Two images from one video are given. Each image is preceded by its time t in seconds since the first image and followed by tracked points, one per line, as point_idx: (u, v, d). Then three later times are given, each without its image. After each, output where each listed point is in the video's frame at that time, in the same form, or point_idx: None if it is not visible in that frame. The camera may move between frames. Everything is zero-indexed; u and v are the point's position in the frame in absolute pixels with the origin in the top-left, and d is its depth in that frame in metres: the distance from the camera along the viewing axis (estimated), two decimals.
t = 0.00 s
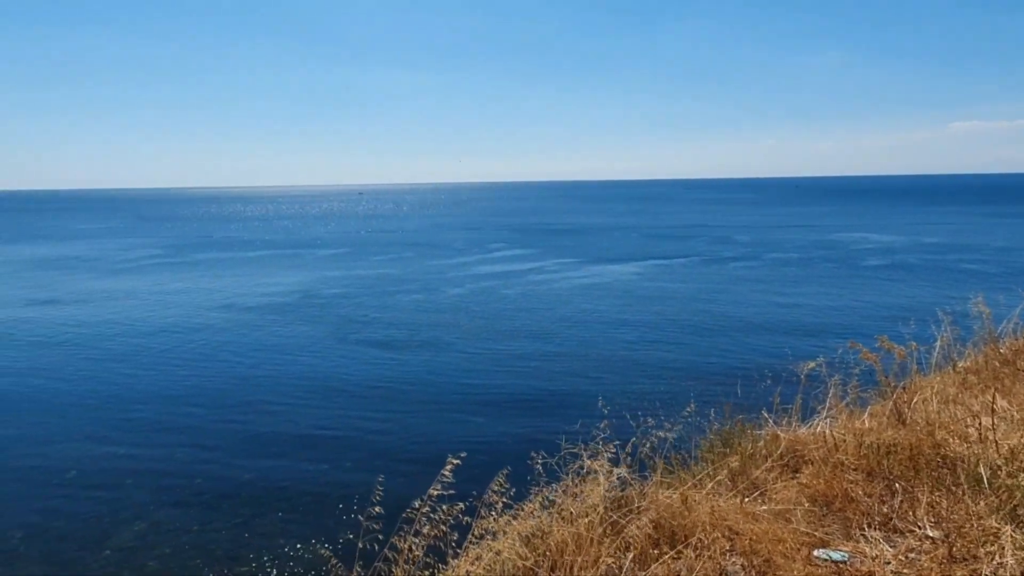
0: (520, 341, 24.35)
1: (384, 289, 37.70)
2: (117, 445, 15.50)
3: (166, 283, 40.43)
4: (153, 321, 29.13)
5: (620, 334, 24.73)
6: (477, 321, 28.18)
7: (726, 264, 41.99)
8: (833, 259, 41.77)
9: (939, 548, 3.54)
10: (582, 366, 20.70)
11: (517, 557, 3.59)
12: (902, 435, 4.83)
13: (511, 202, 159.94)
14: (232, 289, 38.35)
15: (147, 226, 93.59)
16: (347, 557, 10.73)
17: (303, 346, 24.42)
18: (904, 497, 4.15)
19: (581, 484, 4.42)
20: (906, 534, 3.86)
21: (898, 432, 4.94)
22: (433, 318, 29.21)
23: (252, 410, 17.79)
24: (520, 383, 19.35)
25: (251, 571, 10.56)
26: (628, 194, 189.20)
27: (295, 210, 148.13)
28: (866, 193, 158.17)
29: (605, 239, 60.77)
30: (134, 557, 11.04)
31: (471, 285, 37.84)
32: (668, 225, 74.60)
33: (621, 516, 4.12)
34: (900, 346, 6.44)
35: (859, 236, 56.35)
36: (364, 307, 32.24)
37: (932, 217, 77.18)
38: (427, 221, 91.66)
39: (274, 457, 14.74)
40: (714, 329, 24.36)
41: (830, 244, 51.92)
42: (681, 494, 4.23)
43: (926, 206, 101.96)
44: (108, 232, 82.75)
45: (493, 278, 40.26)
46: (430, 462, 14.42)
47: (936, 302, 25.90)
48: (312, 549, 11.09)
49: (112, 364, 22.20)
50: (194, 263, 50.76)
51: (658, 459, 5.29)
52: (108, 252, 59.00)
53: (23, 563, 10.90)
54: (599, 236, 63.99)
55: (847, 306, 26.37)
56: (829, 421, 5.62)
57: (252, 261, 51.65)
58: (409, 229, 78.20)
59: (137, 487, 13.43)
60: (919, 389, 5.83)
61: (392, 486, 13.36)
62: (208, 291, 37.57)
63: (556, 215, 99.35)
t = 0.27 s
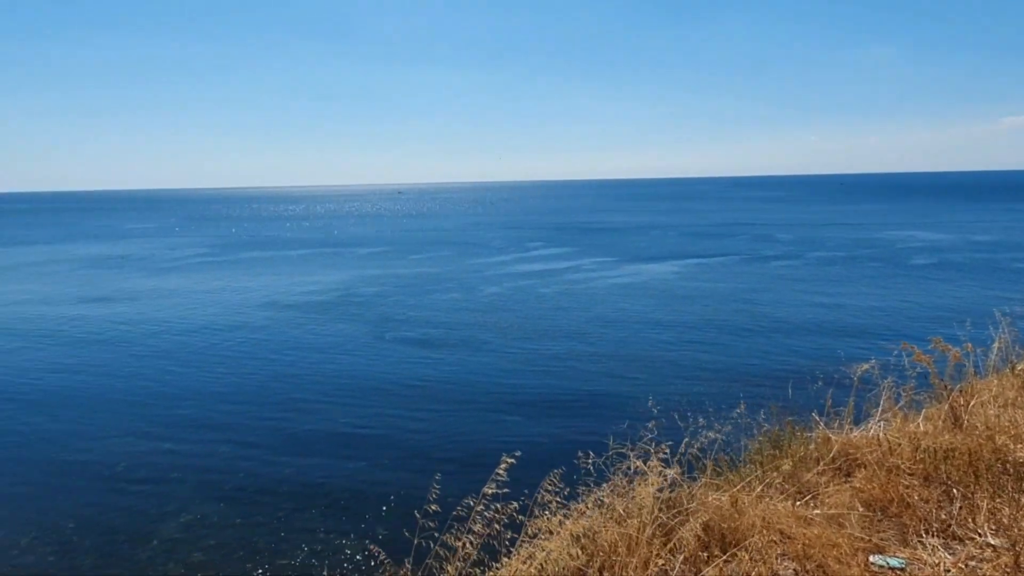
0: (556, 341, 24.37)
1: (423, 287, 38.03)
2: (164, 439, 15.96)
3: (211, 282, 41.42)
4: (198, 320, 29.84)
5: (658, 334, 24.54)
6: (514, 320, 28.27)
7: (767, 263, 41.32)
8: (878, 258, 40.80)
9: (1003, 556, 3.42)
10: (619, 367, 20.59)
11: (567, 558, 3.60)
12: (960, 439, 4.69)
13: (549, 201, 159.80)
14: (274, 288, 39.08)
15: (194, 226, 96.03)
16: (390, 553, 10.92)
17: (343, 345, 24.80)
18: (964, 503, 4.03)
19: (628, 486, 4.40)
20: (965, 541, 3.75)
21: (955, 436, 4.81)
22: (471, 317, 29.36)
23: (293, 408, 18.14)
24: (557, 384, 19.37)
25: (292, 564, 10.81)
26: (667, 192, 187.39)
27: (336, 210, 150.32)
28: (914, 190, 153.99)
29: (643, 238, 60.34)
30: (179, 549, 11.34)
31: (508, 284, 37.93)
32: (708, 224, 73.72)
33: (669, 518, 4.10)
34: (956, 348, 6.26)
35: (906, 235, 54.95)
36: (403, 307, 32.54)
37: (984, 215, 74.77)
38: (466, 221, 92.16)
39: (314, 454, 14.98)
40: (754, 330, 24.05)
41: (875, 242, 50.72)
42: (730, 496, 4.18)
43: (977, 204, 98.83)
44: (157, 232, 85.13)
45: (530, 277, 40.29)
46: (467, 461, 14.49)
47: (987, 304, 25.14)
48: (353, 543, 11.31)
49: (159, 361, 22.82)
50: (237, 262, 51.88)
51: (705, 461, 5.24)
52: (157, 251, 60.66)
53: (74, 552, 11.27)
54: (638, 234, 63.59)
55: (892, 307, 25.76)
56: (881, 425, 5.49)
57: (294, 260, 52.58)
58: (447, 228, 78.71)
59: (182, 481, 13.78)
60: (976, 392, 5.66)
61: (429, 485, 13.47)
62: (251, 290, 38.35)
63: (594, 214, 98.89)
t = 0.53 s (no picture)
0: (594, 341, 24.30)
1: (460, 287, 38.19)
2: (209, 435, 16.37)
3: (254, 281, 42.21)
4: (241, 318, 30.44)
5: (697, 335, 24.26)
6: (551, 319, 28.25)
7: (810, 262, 40.55)
8: (927, 256, 39.70)
9: None
10: (657, 368, 20.42)
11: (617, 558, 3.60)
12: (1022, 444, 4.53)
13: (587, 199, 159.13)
14: (315, 287, 39.64)
15: (239, 226, 97.98)
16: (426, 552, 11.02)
17: (381, 343, 25.08)
18: None
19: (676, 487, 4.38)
20: None
21: (1017, 441, 4.65)
22: (508, 316, 29.40)
23: (333, 405, 18.43)
24: (594, 384, 19.33)
25: (332, 559, 10.98)
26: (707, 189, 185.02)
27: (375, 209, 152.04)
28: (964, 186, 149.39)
29: (683, 237, 59.71)
30: (222, 542, 11.58)
31: (545, 283, 37.89)
32: (749, 222, 72.60)
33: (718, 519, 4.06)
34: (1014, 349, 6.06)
35: (957, 232, 53.40)
36: (441, 306, 32.74)
37: None
38: (504, 219, 92.31)
39: (353, 453, 15.17)
40: (796, 331, 23.64)
41: (924, 240, 49.35)
42: (780, 498, 4.11)
43: None
44: (203, 232, 87.06)
45: (568, 276, 40.20)
46: (504, 461, 14.53)
47: None
48: (390, 541, 11.46)
49: (203, 359, 23.34)
50: (280, 261, 52.77)
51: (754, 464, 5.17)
52: (202, 250, 62.06)
53: (123, 542, 11.60)
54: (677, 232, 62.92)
55: (941, 308, 25.07)
56: (937, 428, 5.35)
57: (334, 259, 53.30)
58: (485, 227, 78.89)
59: (224, 476, 14.07)
60: None
61: (467, 485, 13.52)
62: (293, 289, 38.98)
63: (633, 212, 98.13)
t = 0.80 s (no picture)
0: (637, 340, 24.12)
1: (504, 285, 38.28)
2: (257, 430, 16.77)
3: (300, 279, 43.01)
4: (290, 316, 31.03)
5: (744, 335, 23.85)
6: (594, 318, 28.13)
7: (862, 259, 39.52)
8: (986, 253, 38.30)
9: None
10: (702, 369, 20.13)
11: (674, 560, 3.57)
12: None
13: (631, 196, 157.81)
14: (361, 285, 40.17)
15: (288, 225, 99.97)
16: (467, 551, 11.12)
17: (425, 341, 25.32)
18: None
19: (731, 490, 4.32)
20: None
21: None
22: (552, 315, 29.33)
23: (377, 403, 18.69)
24: (637, 384, 19.20)
25: (375, 553, 11.16)
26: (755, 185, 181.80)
27: (419, 207, 153.43)
28: None
29: (729, 234, 58.80)
30: (270, 534, 11.85)
31: (588, 281, 37.72)
32: (798, 219, 71.05)
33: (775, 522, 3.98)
34: None
35: (1020, 228, 51.37)
36: (484, 304, 32.86)
37: None
38: (548, 217, 92.21)
39: (397, 449, 15.38)
40: (846, 331, 23.10)
41: (983, 236, 47.62)
42: (839, 502, 4.01)
43: None
44: (254, 231, 89.10)
45: (612, 274, 39.94)
46: (547, 461, 14.51)
47: None
48: (431, 537, 11.60)
49: (252, 356, 23.86)
50: (327, 259, 53.67)
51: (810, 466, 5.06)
52: (253, 249, 63.52)
53: (176, 532, 11.93)
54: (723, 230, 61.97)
55: (1001, 308, 24.20)
56: (1004, 431, 5.15)
57: (380, 257, 53.97)
58: (529, 225, 78.95)
59: (272, 472, 14.36)
60: None
61: (510, 485, 13.54)
62: (338, 287, 39.60)
63: (678, 209, 96.94)
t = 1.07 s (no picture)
0: (691, 340, 23.80)
1: (555, 284, 38.19)
2: (313, 428, 17.17)
3: (354, 279, 43.79)
4: (344, 316, 31.58)
5: (801, 336, 23.25)
6: (647, 318, 27.85)
7: (927, 257, 38.10)
8: None
9: None
10: (758, 370, 19.73)
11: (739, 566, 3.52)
12: None
13: (684, 194, 155.82)
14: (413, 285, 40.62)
15: (343, 225, 101.82)
16: (518, 551, 11.19)
17: (476, 341, 25.50)
18: None
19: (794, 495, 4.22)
20: None
21: None
22: (603, 315, 29.12)
23: (430, 402, 18.90)
24: (691, 385, 18.95)
25: (426, 549, 11.32)
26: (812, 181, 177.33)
27: (470, 206, 154.63)
28: None
29: (785, 232, 57.47)
30: (324, 529, 12.09)
31: (640, 280, 37.36)
32: (859, 216, 69.03)
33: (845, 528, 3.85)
34: None
35: None
36: (534, 304, 32.90)
37: None
38: (599, 216, 91.63)
39: (448, 447, 15.54)
40: (911, 332, 22.33)
41: None
42: (909, 508, 3.87)
43: None
44: (310, 231, 91.04)
45: (665, 273, 39.47)
46: (597, 463, 14.41)
47: None
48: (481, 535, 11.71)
49: (307, 355, 24.35)
50: (380, 259, 54.43)
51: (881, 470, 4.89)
52: (309, 249, 64.89)
53: (234, 525, 12.28)
54: (779, 228, 60.64)
55: None
56: None
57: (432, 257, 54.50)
58: (580, 224, 78.59)
59: (326, 469, 14.63)
60: None
61: (560, 486, 13.49)
62: (391, 287, 40.19)
63: (732, 207, 95.14)
